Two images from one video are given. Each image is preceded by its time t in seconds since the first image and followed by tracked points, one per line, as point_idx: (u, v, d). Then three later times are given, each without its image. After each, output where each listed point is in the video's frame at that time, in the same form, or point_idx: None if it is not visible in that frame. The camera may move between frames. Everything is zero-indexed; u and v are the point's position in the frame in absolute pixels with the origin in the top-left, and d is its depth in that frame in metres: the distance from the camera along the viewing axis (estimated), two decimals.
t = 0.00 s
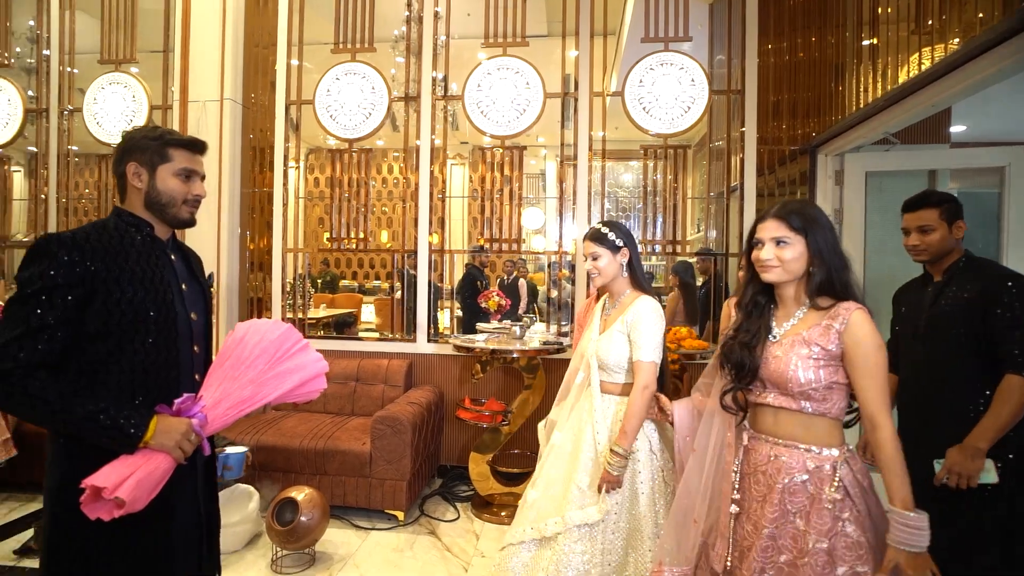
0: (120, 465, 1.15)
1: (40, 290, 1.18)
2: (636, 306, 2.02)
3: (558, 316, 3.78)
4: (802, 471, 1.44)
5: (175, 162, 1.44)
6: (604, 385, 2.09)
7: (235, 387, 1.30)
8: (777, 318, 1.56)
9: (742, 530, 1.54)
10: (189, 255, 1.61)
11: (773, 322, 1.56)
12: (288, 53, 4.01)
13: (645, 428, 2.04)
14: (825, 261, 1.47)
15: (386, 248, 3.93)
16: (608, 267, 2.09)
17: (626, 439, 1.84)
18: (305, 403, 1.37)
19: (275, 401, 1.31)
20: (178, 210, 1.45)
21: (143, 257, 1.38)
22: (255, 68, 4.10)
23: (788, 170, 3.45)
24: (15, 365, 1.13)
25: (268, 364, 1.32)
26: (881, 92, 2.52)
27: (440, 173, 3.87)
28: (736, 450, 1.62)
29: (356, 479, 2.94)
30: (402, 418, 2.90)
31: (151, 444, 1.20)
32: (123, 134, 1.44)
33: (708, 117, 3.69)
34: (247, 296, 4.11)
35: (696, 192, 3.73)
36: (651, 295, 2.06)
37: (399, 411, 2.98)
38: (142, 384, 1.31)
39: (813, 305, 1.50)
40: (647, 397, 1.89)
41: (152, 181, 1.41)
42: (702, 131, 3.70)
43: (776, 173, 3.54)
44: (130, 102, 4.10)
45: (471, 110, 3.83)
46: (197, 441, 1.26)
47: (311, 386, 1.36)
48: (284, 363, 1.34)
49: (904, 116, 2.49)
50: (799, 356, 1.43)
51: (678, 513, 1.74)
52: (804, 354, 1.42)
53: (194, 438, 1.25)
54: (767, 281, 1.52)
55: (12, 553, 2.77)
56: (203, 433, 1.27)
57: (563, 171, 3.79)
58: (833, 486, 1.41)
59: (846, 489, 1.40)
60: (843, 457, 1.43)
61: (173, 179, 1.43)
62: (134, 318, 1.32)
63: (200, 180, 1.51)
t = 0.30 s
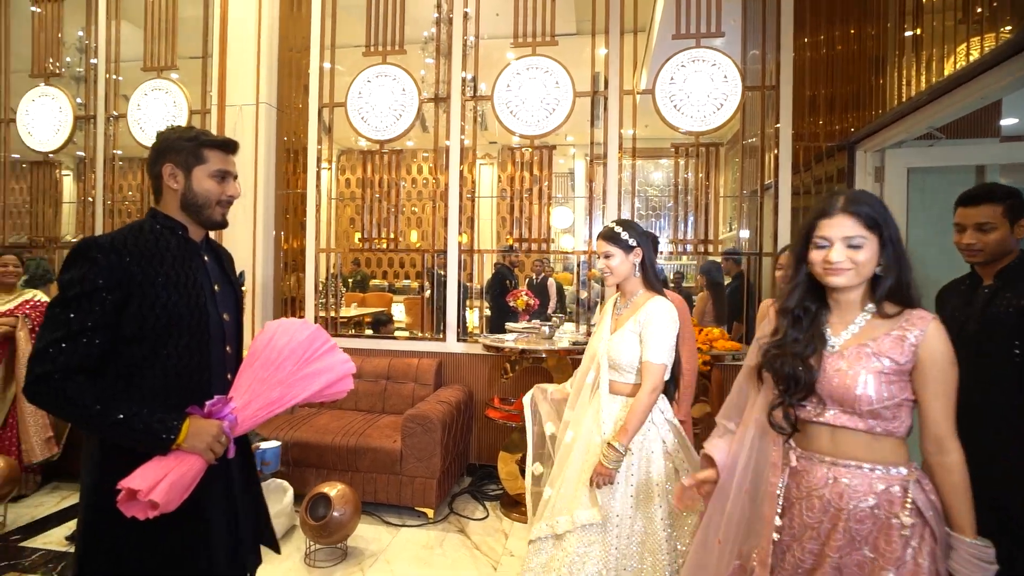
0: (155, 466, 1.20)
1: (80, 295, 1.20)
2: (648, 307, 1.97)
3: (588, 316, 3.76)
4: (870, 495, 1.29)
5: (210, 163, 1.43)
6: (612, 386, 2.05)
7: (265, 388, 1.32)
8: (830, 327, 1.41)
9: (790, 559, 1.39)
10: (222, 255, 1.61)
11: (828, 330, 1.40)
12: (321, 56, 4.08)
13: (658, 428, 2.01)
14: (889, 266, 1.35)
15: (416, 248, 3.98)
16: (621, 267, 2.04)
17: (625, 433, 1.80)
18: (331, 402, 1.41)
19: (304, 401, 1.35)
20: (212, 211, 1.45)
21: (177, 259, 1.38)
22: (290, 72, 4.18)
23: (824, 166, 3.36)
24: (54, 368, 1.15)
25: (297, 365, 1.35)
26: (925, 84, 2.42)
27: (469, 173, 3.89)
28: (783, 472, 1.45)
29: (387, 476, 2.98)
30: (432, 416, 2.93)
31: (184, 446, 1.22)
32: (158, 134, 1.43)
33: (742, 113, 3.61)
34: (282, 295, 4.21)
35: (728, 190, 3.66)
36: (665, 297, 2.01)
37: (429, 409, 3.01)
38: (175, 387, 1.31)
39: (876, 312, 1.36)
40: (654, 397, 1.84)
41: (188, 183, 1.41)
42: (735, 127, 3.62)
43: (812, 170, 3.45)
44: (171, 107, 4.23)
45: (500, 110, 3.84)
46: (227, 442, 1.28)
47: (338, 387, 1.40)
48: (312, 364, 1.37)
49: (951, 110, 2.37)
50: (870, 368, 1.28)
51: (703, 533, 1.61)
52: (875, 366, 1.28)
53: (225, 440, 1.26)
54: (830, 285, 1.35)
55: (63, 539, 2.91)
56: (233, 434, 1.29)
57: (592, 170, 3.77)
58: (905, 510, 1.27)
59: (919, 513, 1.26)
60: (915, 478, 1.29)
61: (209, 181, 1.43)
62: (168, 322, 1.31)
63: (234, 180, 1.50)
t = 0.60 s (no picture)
0: (197, 451, 1.23)
1: (127, 291, 1.25)
2: (664, 309, 1.82)
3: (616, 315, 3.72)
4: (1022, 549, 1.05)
5: (252, 167, 1.46)
6: (627, 388, 1.92)
7: (300, 378, 1.35)
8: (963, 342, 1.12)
9: None
10: (258, 255, 1.64)
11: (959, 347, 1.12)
12: (352, 58, 4.13)
13: (674, 434, 1.83)
14: None
15: (445, 247, 4.00)
16: (636, 269, 1.87)
17: (629, 432, 1.66)
18: (364, 391, 1.45)
19: (338, 390, 1.38)
20: (251, 214, 1.48)
21: (215, 258, 1.41)
22: (322, 74, 4.25)
23: (863, 162, 3.28)
24: (105, 360, 1.19)
25: (330, 355, 1.38)
26: (973, 73, 2.31)
27: (498, 173, 3.89)
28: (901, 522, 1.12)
29: (416, 473, 3.00)
30: (461, 415, 2.94)
31: (222, 434, 1.25)
32: (203, 140, 1.46)
33: (776, 109, 3.52)
34: (313, 294, 4.28)
35: (761, 187, 3.56)
36: (684, 297, 1.86)
37: (458, 407, 3.03)
38: (214, 380, 1.34)
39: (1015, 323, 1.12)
40: (667, 402, 1.70)
41: (230, 186, 1.43)
42: (769, 123, 3.54)
43: (849, 165, 3.36)
44: (209, 112, 4.35)
45: (529, 109, 3.83)
46: (264, 431, 1.30)
47: (371, 375, 1.43)
48: (345, 354, 1.40)
49: (1003, 98, 2.27)
50: None
51: None
52: None
53: (260, 428, 1.29)
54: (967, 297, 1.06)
55: (107, 528, 3.02)
56: (270, 423, 1.31)
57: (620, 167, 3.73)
58: None
59: None
60: None
61: (250, 184, 1.46)
62: (207, 317, 1.34)
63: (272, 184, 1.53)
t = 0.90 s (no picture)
0: (201, 451, 1.24)
1: (146, 287, 1.27)
2: (669, 303, 1.74)
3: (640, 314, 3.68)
4: None
5: (279, 170, 1.47)
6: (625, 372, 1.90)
7: (312, 382, 1.35)
8: None
9: None
10: (281, 254, 1.66)
11: None
12: (377, 59, 4.17)
13: (681, 446, 1.74)
14: None
15: (469, 246, 4.00)
16: (646, 264, 1.79)
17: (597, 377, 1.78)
18: (376, 399, 1.45)
19: (349, 397, 1.38)
20: (276, 216, 1.49)
21: (234, 256, 1.42)
22: (347, 75, 4.29)
23: (897, 157, 3.15)
24: (122, 354, 1.22)
25: (345, 361, 1.39)
26: (1015, 64, 2.22)
27: (521, 171, 3.88)
28: None
29: (439, 472, 3.01)
30: (484, 415, 2.94)
31: (228, 434, 1.25)
32: (231, 141, 1.47)
33: (805, 104, 3.44)
34: (339, 293, 4.33)
35: (791, 183, 3.48)
36: (694, 295, 1.77)
37: (480, 407, 3.02)
38: (231, 376, 1.35)
39: None
40: (645, 396, 1.67)
41: (257, 189, 1.45)
42: (798, 118, 3.45)
43: (884, 160, 3.21)
44: (238, 114, 4.44)
45: (552, 108, 3.81)
46: (273, 435, 1.29)
47: (384, 384, 1.44)
48: (359, 361, 1.41)
49: None
50: None
51: None
52: None
53: (269, 432, 1.28)
54: None
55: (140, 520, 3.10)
56: (278, 428, 1.29)
57: (645, 165, 3.68)
58: None
59: None
60: None
61: (276, 187, 1.47)
62: (225, 313, 1.36)
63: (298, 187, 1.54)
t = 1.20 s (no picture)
0: (223, 455, 1.23)
1: (149, 287, 1.27)
2: (680, 302, 1.70)
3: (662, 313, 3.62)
4: None
5: (280, 161, 1.47)
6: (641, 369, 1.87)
7: (332, 377, 1.35)
8: None
9: None
10: (286, 249, 1.66)
11: None
12: (397, 59, 4.18)
13: (699, 455, 1.69)
14: None
15: (490, 245, 3.99)
16: (661, 261, 1.74)
17: (617, 370, 1.76)
18: (398, 391, 1.44)
19: (371, 390, 1.38)
20: (279, 209, 1.50)
21: (239, 251, 1.42)
22: (367, 75, 4.31)
23: (932, 152, 3.06)
24: (127, 358, 1.22)
25: (364, 354, 1.38)
26: None
27: (541, 170, 3.85)
28: None
29: (459, 471, 3.00)
30: (503, 414, 2.92)
31: (250, 435, 1.24)
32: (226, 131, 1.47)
33: (832, 99, 3.35)
34: (360, 292, 4.35)
35: (818, 180, 3.38)
36: (710, 295, 1.71)
37: (498, 406, 3.00)
38: (241, 374, 1.34)
39: None
40: (650, 399, 1.64)
41: (258, 180, 1.45)
42: (826, 114, 3.36)
43: (917, 156, 3.11)
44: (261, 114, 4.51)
45: (573, 106, 3.79)
46: (295, 432, 1.29)
47: (406, 375, 1.43)
48: (379, 352, 1.40)
49: None
50: None
51: None
52: None
53: (292, 429, 1.27)
54: None
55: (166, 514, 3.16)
56: (300, 424, 1.30)
57: (669, 163, 3.62)
58: None
59: None
60: None
61: (277, 178, 1.46)
62: (233, 311, 1.35)
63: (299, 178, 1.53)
